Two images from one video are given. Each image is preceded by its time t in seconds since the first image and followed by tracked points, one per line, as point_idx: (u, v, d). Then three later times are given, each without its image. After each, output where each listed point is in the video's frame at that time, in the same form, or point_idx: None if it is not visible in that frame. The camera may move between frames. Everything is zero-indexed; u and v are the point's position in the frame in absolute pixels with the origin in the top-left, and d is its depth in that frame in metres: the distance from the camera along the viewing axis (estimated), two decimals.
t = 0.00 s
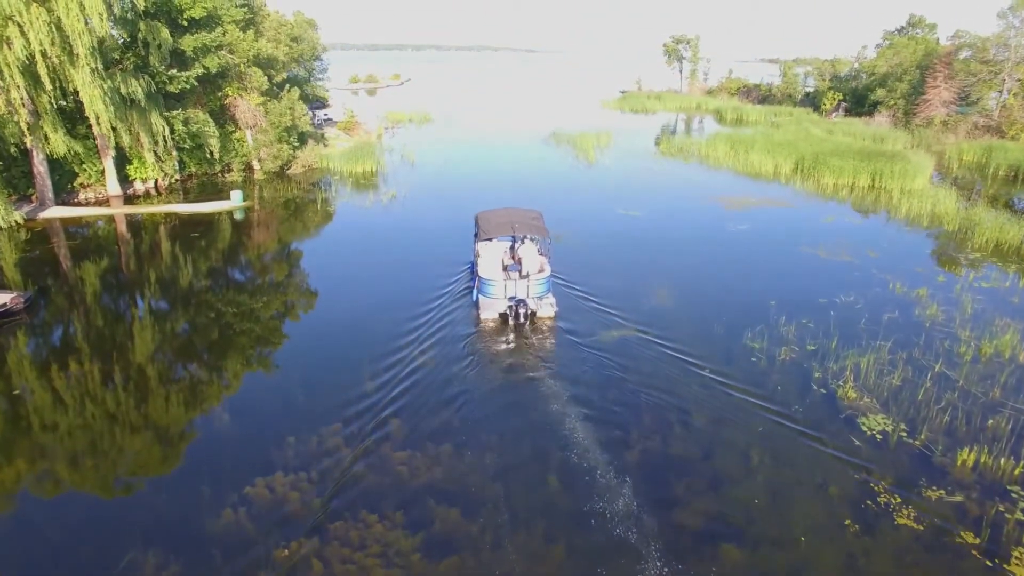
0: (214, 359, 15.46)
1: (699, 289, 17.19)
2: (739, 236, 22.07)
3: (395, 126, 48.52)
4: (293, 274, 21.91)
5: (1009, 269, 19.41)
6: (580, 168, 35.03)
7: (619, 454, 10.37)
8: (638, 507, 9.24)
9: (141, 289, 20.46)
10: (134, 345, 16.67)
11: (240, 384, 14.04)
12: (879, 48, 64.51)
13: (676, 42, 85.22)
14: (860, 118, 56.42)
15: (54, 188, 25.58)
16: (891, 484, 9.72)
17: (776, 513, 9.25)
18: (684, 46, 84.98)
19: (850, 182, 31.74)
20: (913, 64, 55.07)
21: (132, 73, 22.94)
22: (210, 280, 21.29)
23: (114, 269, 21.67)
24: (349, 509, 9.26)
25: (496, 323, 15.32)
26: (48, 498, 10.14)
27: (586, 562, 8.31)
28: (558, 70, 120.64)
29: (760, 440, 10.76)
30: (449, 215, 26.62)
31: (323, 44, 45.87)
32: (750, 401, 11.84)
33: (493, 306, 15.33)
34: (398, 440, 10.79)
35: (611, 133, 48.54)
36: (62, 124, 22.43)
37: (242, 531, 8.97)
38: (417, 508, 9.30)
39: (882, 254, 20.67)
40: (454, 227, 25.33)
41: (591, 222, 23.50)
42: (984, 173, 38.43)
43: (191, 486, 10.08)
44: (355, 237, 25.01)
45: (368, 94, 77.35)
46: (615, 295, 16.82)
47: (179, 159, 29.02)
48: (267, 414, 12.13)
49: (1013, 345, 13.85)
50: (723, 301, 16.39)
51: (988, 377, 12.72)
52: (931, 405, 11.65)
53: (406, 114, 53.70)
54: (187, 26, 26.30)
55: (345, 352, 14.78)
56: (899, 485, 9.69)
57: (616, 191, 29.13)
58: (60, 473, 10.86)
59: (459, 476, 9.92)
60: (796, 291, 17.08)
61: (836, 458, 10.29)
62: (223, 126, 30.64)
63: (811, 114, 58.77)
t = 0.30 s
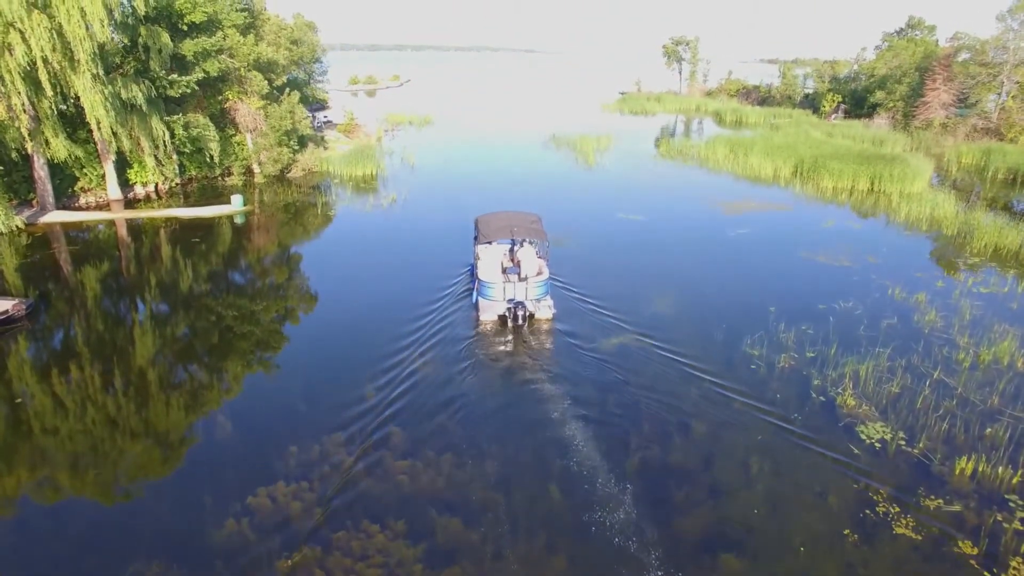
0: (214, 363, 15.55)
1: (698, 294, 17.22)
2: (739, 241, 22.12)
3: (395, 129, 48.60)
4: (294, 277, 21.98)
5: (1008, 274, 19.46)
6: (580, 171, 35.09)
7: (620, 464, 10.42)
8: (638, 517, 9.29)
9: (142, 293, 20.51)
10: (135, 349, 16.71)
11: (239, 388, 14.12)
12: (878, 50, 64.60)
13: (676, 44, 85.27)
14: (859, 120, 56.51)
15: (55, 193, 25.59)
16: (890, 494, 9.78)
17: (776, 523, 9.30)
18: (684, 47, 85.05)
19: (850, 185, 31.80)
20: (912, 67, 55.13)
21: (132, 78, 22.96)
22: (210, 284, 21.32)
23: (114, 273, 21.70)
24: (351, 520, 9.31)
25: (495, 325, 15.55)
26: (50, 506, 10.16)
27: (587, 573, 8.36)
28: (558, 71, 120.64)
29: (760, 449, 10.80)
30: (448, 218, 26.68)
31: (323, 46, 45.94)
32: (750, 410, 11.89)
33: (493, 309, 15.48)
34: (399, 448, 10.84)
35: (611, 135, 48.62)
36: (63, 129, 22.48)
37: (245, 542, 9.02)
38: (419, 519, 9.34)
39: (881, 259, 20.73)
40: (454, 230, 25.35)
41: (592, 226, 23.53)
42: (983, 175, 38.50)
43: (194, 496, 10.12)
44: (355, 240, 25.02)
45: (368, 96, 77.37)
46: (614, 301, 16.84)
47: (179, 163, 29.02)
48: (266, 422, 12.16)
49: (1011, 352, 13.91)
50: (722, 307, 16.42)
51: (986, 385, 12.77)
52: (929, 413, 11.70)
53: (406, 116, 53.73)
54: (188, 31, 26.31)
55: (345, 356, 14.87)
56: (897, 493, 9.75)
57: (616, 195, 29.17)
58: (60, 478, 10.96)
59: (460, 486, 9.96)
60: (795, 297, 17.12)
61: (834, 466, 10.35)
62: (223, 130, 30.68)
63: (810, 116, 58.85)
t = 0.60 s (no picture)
0: (214, 365, 15.64)
1: (697, 300, 17.29)
2: (738, 246, 22.21)
3: (395, 131, 48.72)
4: (294, 280, 22.08)
5: (1006, 280, 19.54)
6: (580, 174, 35.21)
7: (619, 472, 10.48)
8: (637, 527, 9.38)
9: (142, 297, 20.60)
10: (136, 353, 16.80)
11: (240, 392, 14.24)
12: (877, 53, 64.70)
13: (676, 45, 85.34)
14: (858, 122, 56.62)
15: (56, 197, 25.64)
16: (887, 504, 9.84)
17: (774, 533, 9.38)
18: (684, 49, 85.15)
19: (848, 190, 31.85)
20: (911, 69, 55.22)
21: (133, 84, 23.03)
22: (210, 288, 21.38)
23: (115, 277, 21.78)
24: (353, 530, 9.38)
25: (494, 327, 15.82)
26: (53, 515, 10.21)
27: None
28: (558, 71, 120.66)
29: (758, 459, 10.86)
30: (448, 221, 26.71)
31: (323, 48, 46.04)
32: (748, 418, 11.98)
33: (492, 311, 15.59)
34: (400, 457, 10.91)
35: (611, 137, 48.70)
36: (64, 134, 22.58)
37: (248, 552, 9.10)
38: (420, 529, 9.41)
39: (881, 264, 20.79)
40: (454, 233, 25.41)
41: (591, 230, 23.58)
42: (982, 179, 38.58)
43: (196, 505, 10.20)
44: (355, 243, 25.03)
45: (368, 97, 77.47)
46: (614, 307, 16.89)
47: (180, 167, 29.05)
48: (268, 428, 12.24)
49: (1008, 359, 13.99)
50: (721, 313, 16.48)
51: (983, 393, 12.85)
52: (926, 422, 11.77)
53: (406, 118, 53.81)
54: (188, 36, 26.34)
55: (346, 360, 15.04)
56: (893, 503, 9.84)
57: (615, 198, 29.24)
58: (61, 480, 11.14)
59: (461, 496, 10.02)
60: (794, 304, 17.20)
61: (831, 476, 10.43)
62: (223, 133, 30.73)
63: (810, 118, 58.94)
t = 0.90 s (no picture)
0: (215, 371, 15.87)
1: (696, 309, 17.39)
2: (737, 254, 22.26)
3: (395, 135, 48.80)
4: (295, 285, 22.24)
5: (1003, 287, 19.63)
6: (580, 179, 35.29)
7: (618, 485, 10.59)
8: (636, 542, 9.47)
9: (144, 303, 20.73)
10: (137, 360, 16.89)
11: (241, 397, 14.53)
12: (877, 55, 64.73)
13: (676, 47, 85.34)
14: (858, 125, 56.61)
15: (58, 204, 25.71)
16: (882, 517, 9.96)
17: (771, 547, 9.49)
18: (683, 51, 85.18)
19: (848, 195, 31.85)
20: (910, 72, 55.28)
21: (134, 91, 23.15)
22: (211, 294, 21.48)
23: (117, 284, 21.88)
24: (355, 545, 9.49)
25: (493, 333, 16.15)
26: (58, 530, 10.29)
27: None
28: (558, 73, 120.65)
29: (755, 472, 10.98)
30: (448, 226, 26.78)
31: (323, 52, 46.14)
32: (746, 431, 12.07)
33: (491, 317, 16.06)
34: (401, 471, 11.02)
35: (611, 140, 48.73)
36: (67, 142, 22.69)
37: (251, 567, 9.21)
38: (420, 544, 9.52)
39: (879, 272, 20.86)
40: (454, 238, 25.47)
41: (590, 237, 23.64)
42: (981, 183, 38.67)
43: (199, 519, 10.30)
44: (355, 249, 25.06)
45: (368, 99, 77.49)
46: (614, 317, 16.96)
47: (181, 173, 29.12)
48: (271, 440, 12.36)
49: (1005, 370, 14.09)
50: (721, 323, 16.56)
51: (979, 404, 12.96)
52: (922, 434, 11.88)
53: (406, 122, 53.81)
54: (189, 43, 26.42)
55: (348, 369, 15.18)
56: (889, 517, 9.94)
57: (615, 204, 29.28)
58: (64, 486, 11.46)
59: (461, 510, 10.13)
60: (793, 313, 17.29)
61: (828, 490, 10.53)
62: (225, 139, 30.82)
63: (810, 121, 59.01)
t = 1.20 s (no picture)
0: (217, 378, 16.19)
1: (694, 320, 17.48)
2: (735, 263, 22.35)
3: (395, 139, 48.90)
4: (295, 291, 22.45)
5: (1000, 297, 19.73)
6: (579, 184, 35.40)
7: (617, 502, 10.70)
8: (634, 560, 9.59)
9: (145, 310, 20.87)
10: (139, 368, 17.00)
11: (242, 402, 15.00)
12: (876, 59, 64.79)
13: (675, 50, 85.39)
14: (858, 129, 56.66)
15: (60, 213, 25.80)
16: (877, 535, 10.07)
17: (767, 565, 9.61)
18: (682, 53, 85.23)
19: (846, 202, 31.96)
20: (909, 76, 55.35)
21: (136, 100, 23.24)
22: (212, 302, 21.59)
23: (118, 291, 21.99)
24: (357, 563, 9.61)
25: (492, 341, 16.33)
26: (63, 548, 10.38)
27: None
28: (557, 75, 120.76)
29: (752, 488, 11.09)
30: (447, 232, 26.84)
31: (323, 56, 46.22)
32: (743, 446, 12.20)
33: (489, 324, 16.30)
34: (402, 487, 11.13)
35: (610, 145, 48.82)
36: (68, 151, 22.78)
37: None
38: (421, 562, 9.64)
39: (877, 281, 20.95)
40: (454, 244, 25.55)
41: (590, 245, 23.73)
42: (979, 189, 38.78)
43: (202, 537, 10.41)
44: (354, 256, 25.10)
45: (368, 102, 77.56)
46: (613, 328, 17.04)
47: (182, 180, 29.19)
48: (272, 454, 12.48)
49: (1001, 383, 14.19)
50: (718, 335, 16.65)
51: (974, 418, 13.07)
52: (918, 449, 11.98)
53: (406, 125, 53.90)
54: (190, 51, 26.49)
55: (347, 381, 15.29)
56: (885, 534, 10.06)
57: (614, 212, 29.35)
58: (65, 493, 11.78)
59: (462, 527, 10.24)
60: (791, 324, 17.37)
61: (824, 507, 10.64)
62: (225, 146, 30.91)
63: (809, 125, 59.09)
